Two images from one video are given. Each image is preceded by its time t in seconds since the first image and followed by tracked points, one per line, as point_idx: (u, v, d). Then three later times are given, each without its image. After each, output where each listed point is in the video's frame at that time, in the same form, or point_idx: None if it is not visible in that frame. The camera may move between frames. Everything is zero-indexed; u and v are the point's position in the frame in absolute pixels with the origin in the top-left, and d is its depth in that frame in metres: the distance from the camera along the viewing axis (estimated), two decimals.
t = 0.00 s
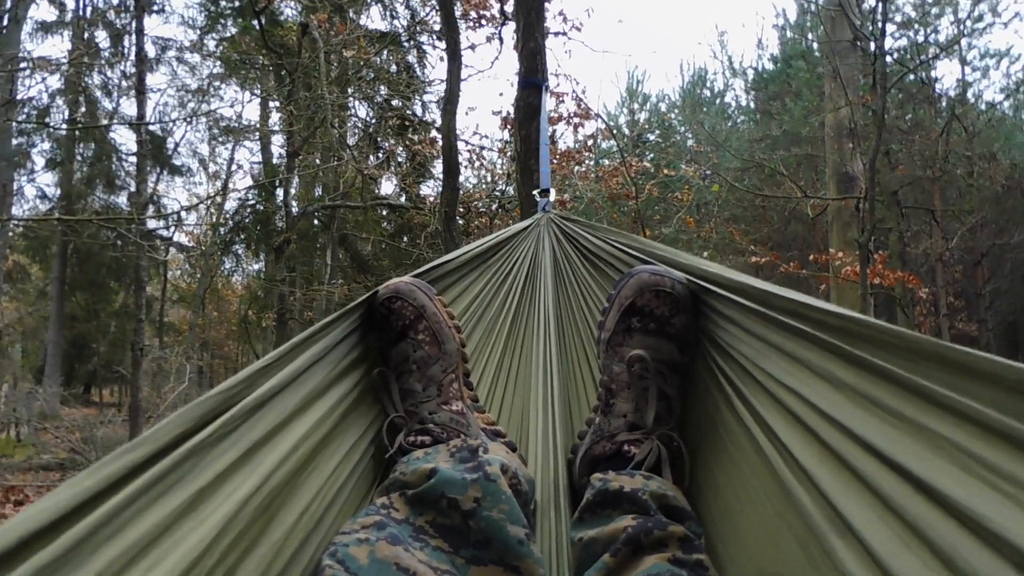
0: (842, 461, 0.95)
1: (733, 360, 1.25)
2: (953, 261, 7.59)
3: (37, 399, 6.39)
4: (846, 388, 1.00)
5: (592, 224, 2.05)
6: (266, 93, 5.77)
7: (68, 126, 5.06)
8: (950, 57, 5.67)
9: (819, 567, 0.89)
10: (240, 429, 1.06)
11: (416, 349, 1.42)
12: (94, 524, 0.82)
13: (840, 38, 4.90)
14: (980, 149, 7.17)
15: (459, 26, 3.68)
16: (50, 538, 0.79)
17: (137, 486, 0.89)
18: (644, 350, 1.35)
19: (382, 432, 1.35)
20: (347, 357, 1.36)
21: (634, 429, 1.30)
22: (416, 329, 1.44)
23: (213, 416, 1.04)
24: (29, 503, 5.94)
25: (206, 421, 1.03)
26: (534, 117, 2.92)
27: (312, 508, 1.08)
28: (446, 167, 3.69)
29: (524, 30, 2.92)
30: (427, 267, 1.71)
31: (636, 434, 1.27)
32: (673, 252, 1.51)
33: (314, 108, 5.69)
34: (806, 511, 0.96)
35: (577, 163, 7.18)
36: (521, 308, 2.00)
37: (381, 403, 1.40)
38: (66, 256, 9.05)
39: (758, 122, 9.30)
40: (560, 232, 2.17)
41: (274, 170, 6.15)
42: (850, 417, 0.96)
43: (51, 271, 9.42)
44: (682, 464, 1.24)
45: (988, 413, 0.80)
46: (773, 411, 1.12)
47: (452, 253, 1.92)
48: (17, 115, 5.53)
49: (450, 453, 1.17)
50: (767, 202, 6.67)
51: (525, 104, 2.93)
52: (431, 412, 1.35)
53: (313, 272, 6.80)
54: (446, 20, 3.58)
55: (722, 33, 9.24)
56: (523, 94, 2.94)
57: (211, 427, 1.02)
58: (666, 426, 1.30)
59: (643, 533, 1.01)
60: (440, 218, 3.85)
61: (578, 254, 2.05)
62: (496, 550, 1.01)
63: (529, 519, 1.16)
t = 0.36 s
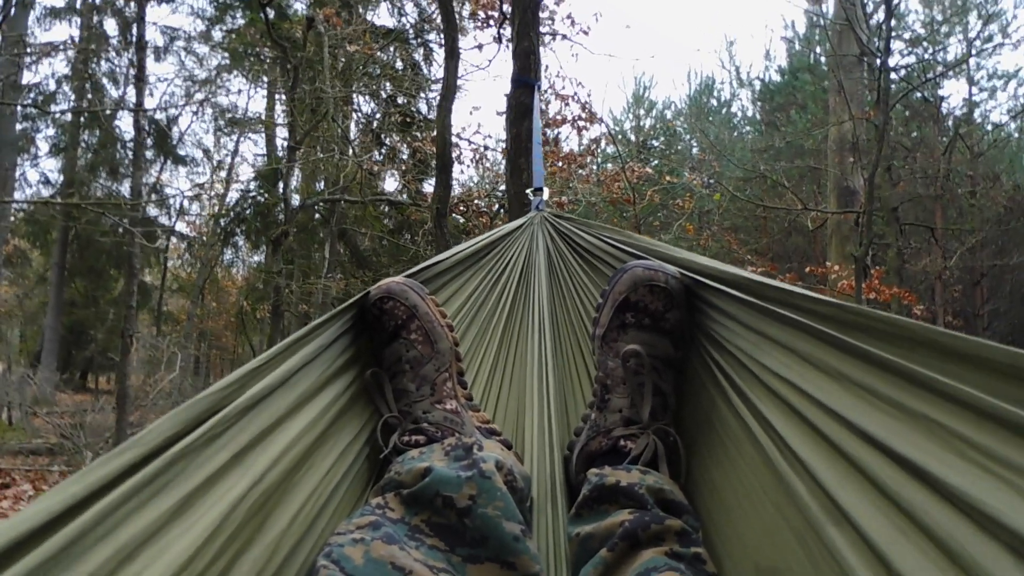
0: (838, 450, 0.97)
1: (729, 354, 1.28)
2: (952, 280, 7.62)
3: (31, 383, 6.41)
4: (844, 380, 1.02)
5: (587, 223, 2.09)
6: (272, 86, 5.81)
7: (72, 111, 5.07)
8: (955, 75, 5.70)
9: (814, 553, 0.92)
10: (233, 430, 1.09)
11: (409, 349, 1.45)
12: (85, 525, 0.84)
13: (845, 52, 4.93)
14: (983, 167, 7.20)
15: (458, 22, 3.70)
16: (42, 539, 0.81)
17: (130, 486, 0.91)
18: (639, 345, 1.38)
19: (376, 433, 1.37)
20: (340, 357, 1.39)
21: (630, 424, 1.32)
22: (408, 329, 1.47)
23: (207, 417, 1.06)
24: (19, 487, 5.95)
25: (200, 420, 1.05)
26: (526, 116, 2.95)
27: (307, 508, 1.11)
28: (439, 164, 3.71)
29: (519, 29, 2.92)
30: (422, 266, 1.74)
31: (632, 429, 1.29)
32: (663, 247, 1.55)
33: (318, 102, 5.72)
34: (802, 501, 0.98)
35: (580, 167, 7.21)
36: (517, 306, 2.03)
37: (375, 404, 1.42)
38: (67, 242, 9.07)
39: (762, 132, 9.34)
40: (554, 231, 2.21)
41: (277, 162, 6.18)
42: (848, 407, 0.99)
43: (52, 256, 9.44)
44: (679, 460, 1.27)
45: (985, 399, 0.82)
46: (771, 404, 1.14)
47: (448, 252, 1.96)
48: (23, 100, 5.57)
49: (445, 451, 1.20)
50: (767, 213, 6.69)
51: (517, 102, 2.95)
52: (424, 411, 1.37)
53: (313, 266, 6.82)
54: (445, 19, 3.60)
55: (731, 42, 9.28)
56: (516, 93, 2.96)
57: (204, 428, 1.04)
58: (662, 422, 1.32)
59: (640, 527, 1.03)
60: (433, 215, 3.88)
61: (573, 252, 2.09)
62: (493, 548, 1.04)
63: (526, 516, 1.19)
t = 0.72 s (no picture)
0: (834, 446, 1.00)
1: (726, 349, 1.31)
2: (949, 296, 7.66)
3: (25, 355, 6.42)
4: (838, 375, 1.04)
5: (585, 220, 2.12)
6: (280, 70, 5.81)
7: (79, 86, 5.08)
8: (962, 92, 5.72)
9: (812, 548, 0.94)
10: (233, 423, 1.11)
11: (407, 344, 1.48)
12: (85, 516, 0.86)
13: (853, 63, 4.95)
14: (985, 185, 7.23)
15: (462, 14, 3.72)
16: (45, 527, 0.83)
17: (133, 476, 0.93)
18: (634, 341, 1.41)
19: (374, 427, 1.40)
20: (338, 351, 1.42)
21: (625, 419, 1.35)
22: (406, 324, 1.50)
23: (205, 409, 1.08)
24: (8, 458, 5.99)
25: (200, 411, 1.07)
26: (522, 112, 2.98)
27: (303, 504, 1.14)
28: (435, 157, 3.73)
29: (519, 25, 2.94)
30: (421, 262, 1.77)
31: (628, 424, 1.33)
32: (659, 242, 1.58)
33: (325, 88, 5.73)
34: (798, 498, 1.01)
35: (583, 166, 7.24)
36: (515, 301, 2.07)
37: (372, 399, 1.46)
38: (68, 216, 9.08)
39: (767, 140, 9.37)
40: (552, 227, 2.24)
41: (281, 146, 6.20)
42: (842, 402, 1.01)
43: (52, 229, 9.45)
44: (674, 455, 1.29)
45: (971, 390, 0.83)
46: (766, 400, 1.17)
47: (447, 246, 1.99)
48: (31, 72, 5.58)
49: (441, 447, 1.23)
50: (767, 220, 6.73)
51: (514, 98, 2.98)
52: (422, 406, 1.41)
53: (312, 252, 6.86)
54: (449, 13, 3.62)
55: (740, 48, 9.30)
56: (513, 89, 2.98)
57: (206, 420, 1.06)
58: (657, 416, 1.36)
59: (636, 521, 1.06)
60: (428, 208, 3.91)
61: (570, 248, 2.12)
62: (489, 542, 1.07)
63: (522, 511, 1.22)
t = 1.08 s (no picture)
0: (834, 450, 0.99)
1: (726, 353, 1.30)
2: (950, 296, 7.65)
3: (27, 358, 6.42)
4: (840, 381, 1.04)
5: (587, 222, 2.11)
6: (281, 71, 5.81)
7: (81, 87, 5.07)
8: (963, 92, 5.71)
9: (811, 553, 0.93)
10: (234, 425, 1.10)
11: (408, 346, 1.47)
12: (88, 518, 0.85)
13: (854, 63, 4.94)
14: (986, 185, 7.21)
15: (464, 15, 3.72)
16: (46, 529, 0.81)
17: (133, 478, 0.92)
18: (636, 345, 1.40)
19: (375, 430, 1.39)
20: (340, 353, 1.41)
21: (626, 423, 1.34)
22: (407, 326, 1.49)
23: (206, 410, 1.07)
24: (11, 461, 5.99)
25: (201, 413, 1.06)
26: (526, 113, 2.98)
27: (304, 506, 1.13)
28: (438, 158, 3.73)
29: (521, 25, 2.94)
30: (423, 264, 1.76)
31: (629, 428, 1.32)
32: (661, 246, 1.57)
33: (325, 89, 5.71)
34: (798, 503, 1.00)
35: (584, 167, 7.23)
36: (516, 304, 2.06)
37: (373, 401, 1.45)
38: (69, 217, 9.08)
39: (767, 140, 9.36)
40: (553, 230, 2.23)
41: (282, 147, 6.19)
42: (843, 408, 1.01)
43: (53, 231, 9.45)
44: (675, 459, 1.29)
45: (976, 400, 0.83)
46: (767, 404, 1.17)
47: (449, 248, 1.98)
48: (32, 74, 5.58)
49: (442, 449, 1.22)
50: (769, 220, 6.71)
51: (517, 99, 2.97)
52: (423, 409, 1.40)
53: (313, 253, 6.85)
54: (451, 14, 3.62)
55: (741, 48, 9.29)
56: (516, 89, 2.98)
57: (206, 422, 1.06)
58: (658, 420, 1.35)
59: (636, 526, 1.05)
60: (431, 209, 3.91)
61: (572, 251, 2.11)
62: (489, 545, 1.06)
63: (522, 514, 1.21)
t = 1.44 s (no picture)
0: (840, 456, 0.95)
1: (730, 357, 1.27)
2: (952, 275, 7.61)
3: (32, 381, 6.40)
4: (843, 385, 1.00)
5: (591, 223, 2.07)
6: (272, 82, 5.78)
7: (73, 108, 5.05)
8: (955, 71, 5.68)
9: (815, 562, 0.90)
10: (235, 426, 1.07)
11: (411, 347, 1.43)
12: (91, 517, 0.82)
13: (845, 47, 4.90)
14: (983, 163, 7.17)
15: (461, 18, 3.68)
16: (48, 530, 0.79)
17: (131, 481, 0.89)
18: (641, 348, 1.36)
19: (377, 431, 1.36)
20: (341, 354, 1.37)
21: (630, 427, 1.30)
22: (410, 327, 1.45)
23: (210, 410, 1.04)
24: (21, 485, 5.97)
25: (204, 413, 1.03)
26: (531, 114, 2.94)
27: (307, 505, 1.10)
28: (443, 161, 3.70)
29: (523, 26, 2.92)
30: (424, 264, 1.73)
31: (632, 432, 1.28)
32: (666, 249, 1.54)
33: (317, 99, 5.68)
34: (801, 509, 0.97)
35: (580, 163, 7.19)
36: (519, 306, 2.02)
37: (375, 402, 1.41)
38: (67, 238, 9.06)
39: (762, 128, 9.32)
40: (557, 231, 2.19)
41: (277, 158, 6.16)
42: (848, 413, 0.97)
43: (51, 252, 9.41)
44: (678, 463, 1.25)
45: (982, 405, 0.80)
46: (771, 408, 1.13)
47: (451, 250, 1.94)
48: (22, 96, 5.54)
49: (445, 451, 1.19)
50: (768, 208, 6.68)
51: (522, 100, 2.94)
52: (426, 410, 1.36)
53: (313, 262, 6.83)
54: (448, 16, 3.59)
55: (731, 38, 9.25)
56: (521, 91, 2.95)
57: (206, 423, 1.02)
58: (662, 424, 1.31)
59: (640, 531, 1.01)
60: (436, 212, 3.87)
61: (575, 253, 2.08)
62: (491, 548, 1.03)
63: (525, 517, 1.17)
